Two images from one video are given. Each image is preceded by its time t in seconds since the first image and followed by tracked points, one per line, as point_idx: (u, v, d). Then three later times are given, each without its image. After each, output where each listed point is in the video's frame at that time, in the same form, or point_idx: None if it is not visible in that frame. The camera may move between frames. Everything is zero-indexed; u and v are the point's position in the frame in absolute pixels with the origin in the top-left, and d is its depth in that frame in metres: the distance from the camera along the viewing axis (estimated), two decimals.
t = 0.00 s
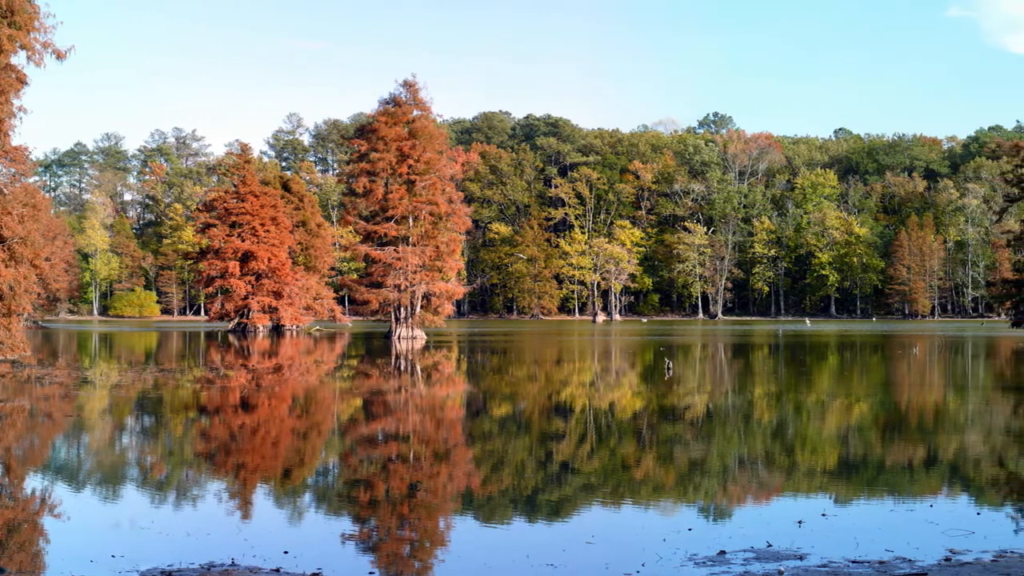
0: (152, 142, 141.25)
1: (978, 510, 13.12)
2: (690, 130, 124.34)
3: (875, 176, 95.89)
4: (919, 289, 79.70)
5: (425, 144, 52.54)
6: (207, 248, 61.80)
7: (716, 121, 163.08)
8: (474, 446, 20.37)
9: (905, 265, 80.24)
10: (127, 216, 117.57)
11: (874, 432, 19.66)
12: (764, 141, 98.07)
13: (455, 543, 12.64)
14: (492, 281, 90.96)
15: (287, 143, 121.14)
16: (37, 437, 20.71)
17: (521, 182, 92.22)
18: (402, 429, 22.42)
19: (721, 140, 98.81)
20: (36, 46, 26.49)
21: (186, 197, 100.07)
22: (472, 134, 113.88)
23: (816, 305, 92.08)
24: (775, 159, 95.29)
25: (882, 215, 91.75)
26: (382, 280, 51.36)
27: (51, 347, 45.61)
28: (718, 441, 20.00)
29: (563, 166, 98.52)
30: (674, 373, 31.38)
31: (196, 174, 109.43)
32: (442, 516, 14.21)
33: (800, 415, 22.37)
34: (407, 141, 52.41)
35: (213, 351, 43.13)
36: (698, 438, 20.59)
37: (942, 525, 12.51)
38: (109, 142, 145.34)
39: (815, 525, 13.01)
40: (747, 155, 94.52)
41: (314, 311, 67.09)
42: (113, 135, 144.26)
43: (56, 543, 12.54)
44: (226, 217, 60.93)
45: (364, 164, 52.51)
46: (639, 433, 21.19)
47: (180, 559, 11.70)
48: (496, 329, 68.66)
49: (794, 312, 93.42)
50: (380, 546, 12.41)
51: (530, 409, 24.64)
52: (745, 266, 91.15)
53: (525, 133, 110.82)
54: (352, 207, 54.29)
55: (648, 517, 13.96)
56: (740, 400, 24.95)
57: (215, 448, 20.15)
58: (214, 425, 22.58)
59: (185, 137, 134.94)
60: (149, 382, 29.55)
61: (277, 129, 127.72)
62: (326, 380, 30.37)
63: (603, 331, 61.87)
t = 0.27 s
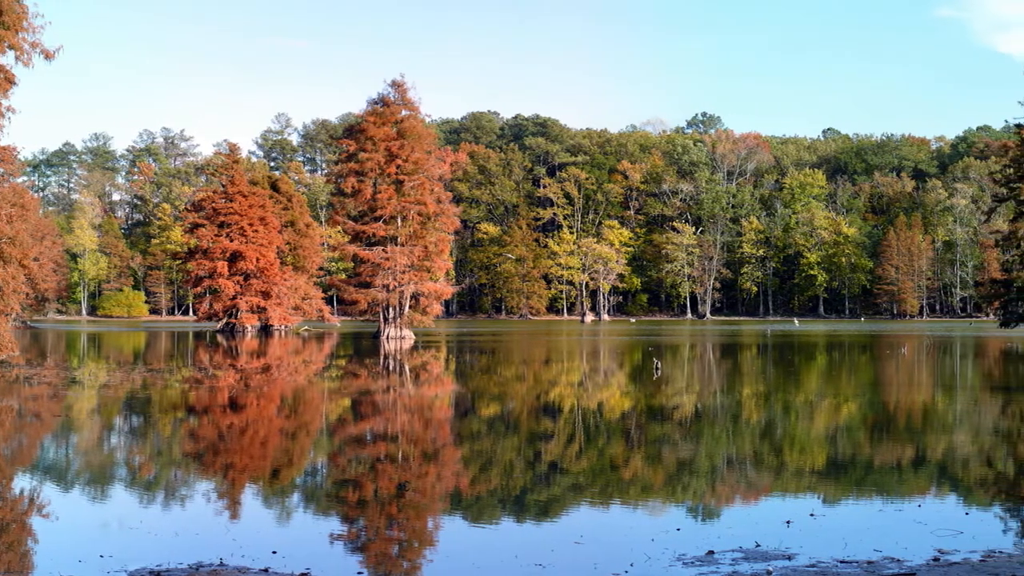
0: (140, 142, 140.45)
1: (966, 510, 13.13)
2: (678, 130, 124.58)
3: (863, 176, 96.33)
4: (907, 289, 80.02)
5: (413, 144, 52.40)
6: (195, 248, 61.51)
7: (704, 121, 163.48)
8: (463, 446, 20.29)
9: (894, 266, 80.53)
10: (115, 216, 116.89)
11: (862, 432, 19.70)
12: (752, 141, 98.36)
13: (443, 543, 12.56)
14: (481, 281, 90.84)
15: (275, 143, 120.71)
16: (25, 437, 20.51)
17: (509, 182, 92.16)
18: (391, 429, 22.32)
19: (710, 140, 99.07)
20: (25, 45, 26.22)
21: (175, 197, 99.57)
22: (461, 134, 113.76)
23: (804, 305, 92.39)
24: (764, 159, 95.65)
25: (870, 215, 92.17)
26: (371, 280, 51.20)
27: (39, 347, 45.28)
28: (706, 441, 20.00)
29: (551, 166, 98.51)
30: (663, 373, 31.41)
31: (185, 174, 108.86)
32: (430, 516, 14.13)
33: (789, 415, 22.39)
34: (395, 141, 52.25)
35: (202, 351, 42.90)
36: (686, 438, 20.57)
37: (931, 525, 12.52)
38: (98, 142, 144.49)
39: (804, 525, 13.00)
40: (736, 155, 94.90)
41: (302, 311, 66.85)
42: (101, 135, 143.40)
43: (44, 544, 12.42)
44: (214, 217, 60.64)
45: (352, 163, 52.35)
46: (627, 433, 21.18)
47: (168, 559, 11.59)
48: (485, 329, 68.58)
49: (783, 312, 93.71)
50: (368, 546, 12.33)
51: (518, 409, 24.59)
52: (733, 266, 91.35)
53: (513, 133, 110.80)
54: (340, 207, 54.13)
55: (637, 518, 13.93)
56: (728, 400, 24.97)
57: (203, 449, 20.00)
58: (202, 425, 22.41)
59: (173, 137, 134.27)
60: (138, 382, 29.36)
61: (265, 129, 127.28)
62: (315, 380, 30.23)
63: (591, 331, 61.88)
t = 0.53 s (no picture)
0: (128, 142, 139.69)
1: (955, 510, 13.15)
2: (667, 130, 124.86)
3: (852, 176, 96.76)
4: (896, 289, 80.38)
5: (402, 144, 52.27)
6: (184, 248, 61.21)
7: (693, 121, 163.93)
8: (451, 446, 20.22)
9: (882, 266, 80.82)
10: (104, 216, 116.24)
11: (850, 432, 19.73)
12: (741, 141, 98.66)
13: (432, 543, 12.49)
14: (469, 281, 90.71)
15: (264, 143, 120.28)
16: (13, 437, 20.33)
17: (498, 182, 92.09)
18: (379, 429, 22.21)
19: (698, 140, 99.32)
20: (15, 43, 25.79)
21: (163, 197, 99.07)
22: (449, 134, 113.62)
23: (793, 305, 92.72)
24: (752, 159, 96.02)
25: (859, 215, 92.59)
26: (359, 280, 51.04)
27: (27, 347, 44.94)
28: (694, 441, 19.99)
29: (540, 166, 98.49)
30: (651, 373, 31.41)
31: (173, 174, 108.31)
32: (419, 516, 14.05)
33: (777, 415, 22.41)
34: (384, 141, 52.13)
35: (190, 351, 42.66)
36: (675, 437, 20.56)
37: (919, 525, 12.53)
38: (86, 142, 143.66)
39: (792, 525, 12.99)
40: (724, 155, 95.31)
41: (291, 311, 66.60)
42: (89, 135, 142.63)
43: (32, 544, 12.31)
44: (203, 217, 60.36)
45: (341, 163, 52.19)
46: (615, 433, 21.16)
47: (157, 560, 11.48)
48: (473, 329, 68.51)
49: (771, 312, 94.01)
50: (356, 546, 12.24)
51: (507, 409, 24.54)
52: (722, 266, 91.55)
53: (502, 133, 110.76)
54: (328, 207, 53.94)
55: (625, 518, 13.89)
56: (716, 400, 25.00)
57: (192, 449, 19.85)
58: (191, 425, 22.25)
59: (162, 137, 133.63)
60: (126, 382, 29.15)
61: (254, 129, 126.81)
62: (303, 380, 30.08)
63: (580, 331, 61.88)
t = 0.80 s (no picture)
0: (117, 142, 138.79)
1: (942, 510, 13.18)
2: (656, 131, 125.05)
3: (840, 176, 97.20)
4: (884, 289, 80.77)
5: (391, 144, 52.13)
6: (172, 248, 60.85)
7: (681, 121, 164.38)
8: (439, 446, 20.15)
9: (871, 265, 81.13)
10: (92, 216, 115.55)
11: (838, 432, 19.76)
12: (729, 141, 98.93)
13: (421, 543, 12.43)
14: (458, 281, 90.57)
15: (252, 143, 119.79)
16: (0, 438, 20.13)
17: (487, 182, 92.00)
18: (368, 429, 22.11)
19: (686, 140, 99.59)
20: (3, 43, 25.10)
21: (152, 197, 98.58)
22: (437, 134, 113.44)
23: (781, 305, 93.07)
24: (740, 159, 96.36)
25: (848, 215, 93.02)
26: (348, 280, 50.87)
27: (15, 347, 44.61)
28: (683, 441, 19.97)
29: (529, 166, 98.46)
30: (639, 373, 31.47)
31: (162, 174, 107.77)
32: (407, 516, 13.97)
33: (765, 415, 22.44)
34: (372, 141, 51.98)
35: (178, 351, 42.41)
36: (663, 437, 20.55)
37: (908, 525, 12.54)
38: (74, 142, 142.73)
39: (780, 525, 12.99)
40: (712, 155, 95.60)
41: (279, 311, 66.33)
42: (78, 135, 141.83)
43: (19, 544, 12.18)
44: (191, 217, 60.04)
45: (329, 163, 52.02)
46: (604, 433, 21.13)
47: (145, 560, 11.36)
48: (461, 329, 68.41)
49: (759, 312, 94.28)
50: (345, 546, 12.15)
51: (495, 409, 24.49)
52: (711, 266, 91.75)
53: (490, 133, 110.71)
54: (317, 207, 53.72)
55: (614, 517, 13.85)
56: (705, 399, 25.02)
57: (181, 448, 19.68)
58: (180, 425, 22.08)
59: (150, 137, 132.94)
60: (115, 381, 28.97)
61: (243, 129, 126.34)
62: (292, 380, 29.95)
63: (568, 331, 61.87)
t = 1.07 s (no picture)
0: (105, 142, 137.97)
1: (931, 510, 13.19)
2: (645, 131, 125.26)
3: (829, 176, 97.58)
4: (872, 289, 81.06)
5: (379, 144, 51.99)
6: (161, 248, 60.51)
7: (670, 121, 164.71)
8: (428, 446, 20.06)
9: (859, 265, 81.43)
10: (81, 216, 114.87)
11: (827, 433, 19.79)
12: (718, 142, 99.18)
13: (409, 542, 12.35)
14: (446, 281, 90.42)
15: (241, 143, 119.32)
16: None
17: (475, 182, 91.92)
18: (357, 429, 22.00)
19: (675, 140, 99.82)
20: None
21: (140, 197, 98.02)
22: (426, 134, 113.26)
23: (770, 305, 93.35)
24: (729, 159, 96.65)
25: (836, 215, 93.38)
26: (337, 280, 50.70)
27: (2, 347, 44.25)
28: (671, 441, 19.96)
29: (517, 166, 98.43)
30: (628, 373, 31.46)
31: (151, 174, 107.21)
32: (395, 516, 13.89)
33: (753, 415, 22.45)
34: (361, 141, 51.82)
35: (167, 351, 42.15)
36: (652, 437, 20.53)
37: (896, 525, 12.55)
38: (63, 142, 141.82)
39: (768, 525, 12.98)
40: (701, 155, 95.84)
41: (268, 311, 66.04)
42: (66, 135, 141.10)
43: (6, 544, 12.04)
44: (180, 217, 59.72)
45: (318, 163, 51.80)
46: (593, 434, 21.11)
47: (134, 560, 11.25)
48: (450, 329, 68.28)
49: (748, 312, 94.52)
50: (334, 546, 12.07)
51: (484, 409, 24.43)
52: (699, 266, 91.90)
53: (479, 133, 110.62)
54: (306, 207, 53.50)
55: (602, 517, 13.80)
56: (693, 400, 25.02)
57: (170, 448, 19.53)
58: (168, 425, 21.93)
59: (139, 137, 132.29)
60: (103, 381, 28.77)
61: (231, 128, 125.88)
62: (281, 380, 29.80)
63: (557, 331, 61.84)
